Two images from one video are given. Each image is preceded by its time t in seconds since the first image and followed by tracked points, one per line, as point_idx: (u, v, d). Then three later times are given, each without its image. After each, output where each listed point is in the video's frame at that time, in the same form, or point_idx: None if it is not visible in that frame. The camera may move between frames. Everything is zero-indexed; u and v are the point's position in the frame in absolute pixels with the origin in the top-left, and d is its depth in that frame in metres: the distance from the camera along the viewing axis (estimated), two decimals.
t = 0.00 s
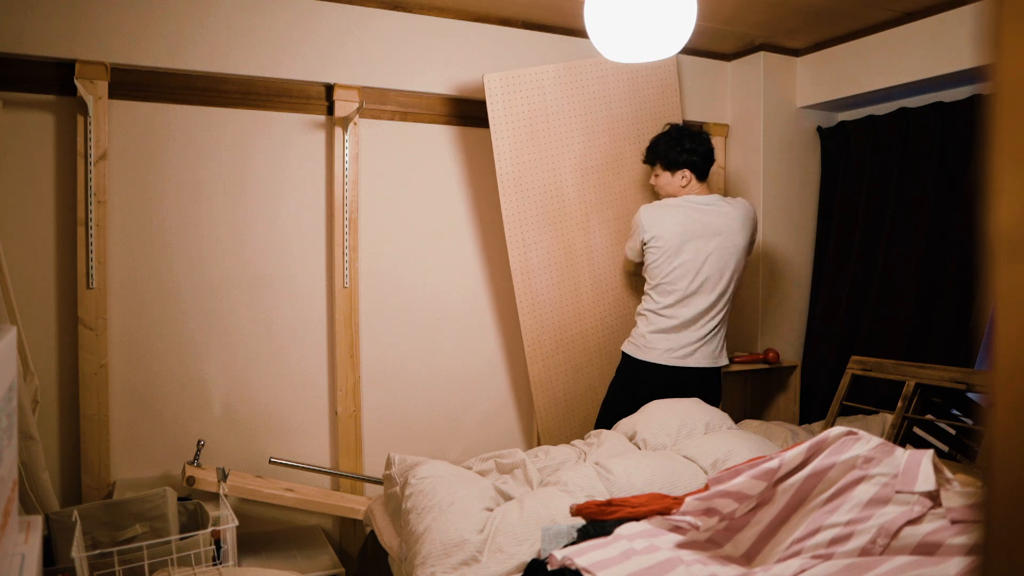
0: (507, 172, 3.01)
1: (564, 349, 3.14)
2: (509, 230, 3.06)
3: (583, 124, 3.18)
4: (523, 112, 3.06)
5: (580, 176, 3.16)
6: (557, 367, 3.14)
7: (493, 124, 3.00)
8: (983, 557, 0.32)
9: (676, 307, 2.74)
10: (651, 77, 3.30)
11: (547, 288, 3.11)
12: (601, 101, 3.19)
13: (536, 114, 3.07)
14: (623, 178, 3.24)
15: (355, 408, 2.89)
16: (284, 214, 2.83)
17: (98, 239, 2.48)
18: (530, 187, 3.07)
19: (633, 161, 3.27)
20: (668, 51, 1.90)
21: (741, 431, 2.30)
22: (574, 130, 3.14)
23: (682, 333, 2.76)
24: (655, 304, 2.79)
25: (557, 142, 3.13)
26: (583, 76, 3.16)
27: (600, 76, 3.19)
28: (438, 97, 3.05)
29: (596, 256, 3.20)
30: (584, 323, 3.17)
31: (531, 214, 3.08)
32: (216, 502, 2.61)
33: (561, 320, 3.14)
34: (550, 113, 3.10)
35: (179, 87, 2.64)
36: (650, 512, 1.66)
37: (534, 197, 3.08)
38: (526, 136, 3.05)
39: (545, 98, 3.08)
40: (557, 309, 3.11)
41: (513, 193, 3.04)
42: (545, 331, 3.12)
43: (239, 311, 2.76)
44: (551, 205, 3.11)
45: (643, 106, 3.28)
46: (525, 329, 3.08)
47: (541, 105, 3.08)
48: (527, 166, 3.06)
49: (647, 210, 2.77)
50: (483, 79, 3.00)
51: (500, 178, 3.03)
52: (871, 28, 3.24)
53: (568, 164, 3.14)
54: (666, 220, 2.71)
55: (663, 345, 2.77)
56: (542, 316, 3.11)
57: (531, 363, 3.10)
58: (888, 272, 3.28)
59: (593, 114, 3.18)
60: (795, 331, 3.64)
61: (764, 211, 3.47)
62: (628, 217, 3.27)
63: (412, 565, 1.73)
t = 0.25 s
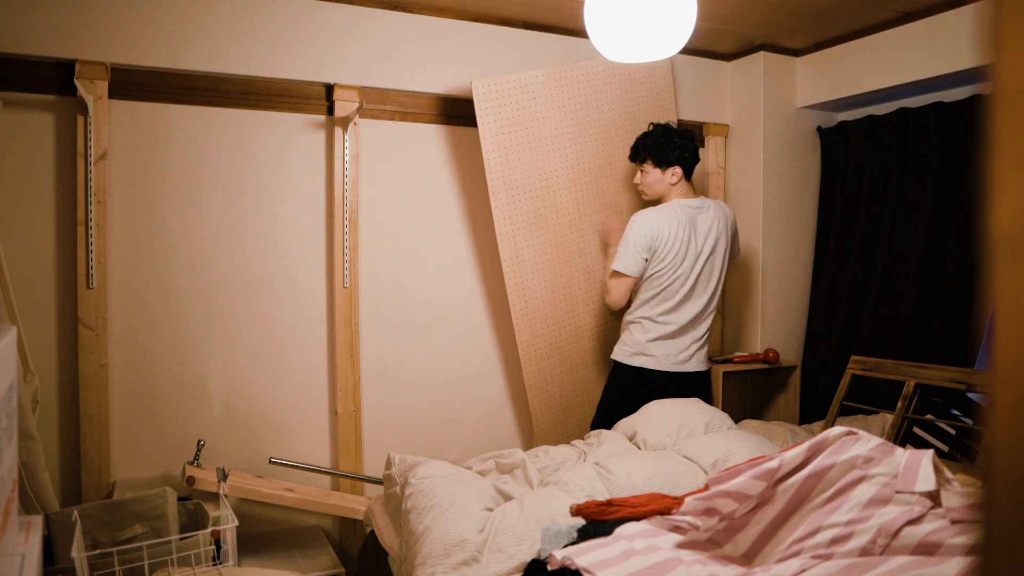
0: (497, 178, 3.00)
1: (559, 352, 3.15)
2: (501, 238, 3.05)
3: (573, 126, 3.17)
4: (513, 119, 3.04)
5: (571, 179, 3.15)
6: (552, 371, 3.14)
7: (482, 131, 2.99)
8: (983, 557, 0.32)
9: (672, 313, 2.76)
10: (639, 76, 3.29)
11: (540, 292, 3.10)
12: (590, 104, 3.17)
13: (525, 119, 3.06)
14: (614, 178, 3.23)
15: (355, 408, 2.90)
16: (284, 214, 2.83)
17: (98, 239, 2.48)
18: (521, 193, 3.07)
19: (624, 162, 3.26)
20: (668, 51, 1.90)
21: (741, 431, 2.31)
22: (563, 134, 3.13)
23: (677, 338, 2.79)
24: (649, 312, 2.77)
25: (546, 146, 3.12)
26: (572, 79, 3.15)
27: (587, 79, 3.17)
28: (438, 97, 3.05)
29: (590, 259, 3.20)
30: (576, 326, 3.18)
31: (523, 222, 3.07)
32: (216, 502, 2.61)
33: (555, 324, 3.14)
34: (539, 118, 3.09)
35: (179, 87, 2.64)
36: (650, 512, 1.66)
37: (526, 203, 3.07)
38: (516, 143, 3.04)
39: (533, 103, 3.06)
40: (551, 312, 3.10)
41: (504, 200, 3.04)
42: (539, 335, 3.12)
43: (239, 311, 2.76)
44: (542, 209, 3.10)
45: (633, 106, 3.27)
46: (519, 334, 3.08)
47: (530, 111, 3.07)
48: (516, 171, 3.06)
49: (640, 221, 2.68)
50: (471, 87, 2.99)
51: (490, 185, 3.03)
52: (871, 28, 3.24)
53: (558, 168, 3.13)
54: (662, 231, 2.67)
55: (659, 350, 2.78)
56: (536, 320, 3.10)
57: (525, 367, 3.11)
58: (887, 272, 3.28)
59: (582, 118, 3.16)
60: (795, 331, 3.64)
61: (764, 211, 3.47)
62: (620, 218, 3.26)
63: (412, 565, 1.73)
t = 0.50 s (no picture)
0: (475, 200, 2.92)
1: (546, 362, 3.10)
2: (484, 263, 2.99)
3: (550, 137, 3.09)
4: (487, 141, 2.96)
5: (551, 192, 3.08)
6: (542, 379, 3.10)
7: (455, 152, 2.91)
8: (982, 557, 0.32)
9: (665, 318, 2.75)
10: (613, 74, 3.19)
11: (524, 307, 3.05)
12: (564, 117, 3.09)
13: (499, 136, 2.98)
14: (596, 183, 3.15)
15: (355, 408, 2.90)
16: (284, 214, 2.83)
17: (98, 239, 2.48)
18: (502, 216, 2.99)
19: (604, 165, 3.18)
20: (668, 51, 1.90)
21: (741, 431, 2.31)
22: (540, 150, 3.06)
23: (669, 346, 2.79)
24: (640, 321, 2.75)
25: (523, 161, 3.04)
26: (544, 90, 3.06)
27: (559, 92, 3.09)
28: (438, 97, 3.05)
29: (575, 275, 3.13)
30: (564, 334, 3.13)
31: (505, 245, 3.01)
32: (216, 502, 2.61)
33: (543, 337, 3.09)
34: (513, 137, 3.01)
35: (179, 87, 2.64)
36: (650, 512, 1.66)
37: (506, 226, 3.00)
38: (491, 166, 2.97)
39: (505, 122, 2.99)
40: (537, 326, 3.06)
41: (484, 225, 2.97)
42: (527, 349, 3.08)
43: (239, 311, 2.76)
44: (524, 227, 3.03)
45: (610, 108, 3.18)
46: (506, 351, 3.04)
47: (503, 130, 2.99)
48: (494, 190, 2.98)
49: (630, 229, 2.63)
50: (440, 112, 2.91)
51: (469, 210, 2.95)
52: (871, 28, 3.24)
53: (537, 183, 3.05)
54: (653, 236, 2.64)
55: (656, 360, 2.77)
56: (523, 335, 3.06)
57: (514, 378, 3.07)
58: (887, 272, 3.28)
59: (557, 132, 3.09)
60: (795, 331, 3.64)
61: (764, 211, 3.47)
62: (604, 223, 3.18)
63: (412, 565, 1.73)
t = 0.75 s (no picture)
0: (444, 231, 2.92)
1: (529, 375, 3.09)
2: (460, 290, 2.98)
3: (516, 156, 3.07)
4: (451, 171, 2.95)
5: (522, 213, 3.06)
6: (531, 392, 3.09)
7: (419, 186, 2.90)
8: (983, 557, 0.32)
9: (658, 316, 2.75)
10: (574, 85, 3.14)
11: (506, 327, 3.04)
12: (527, 134, 3.06)
13: (462, 165, 2.96)
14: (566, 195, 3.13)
15: (355, 408, 2.90)
16: (284, 214, 2.83)
17: (98, 239, 2.48)
18: (474, 242, 2.99)
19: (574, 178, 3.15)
20: (668, 51, 1.90)
21: (741, 431, 2.31)
22: (506, 171, 3.04)
23: (665, 347, 2.80)
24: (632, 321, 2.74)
25: (490, 187, 3.03)
26: (505, 112, 3.03)
27: (520, 111, 3.06)
28: (438, 97, 3.05)
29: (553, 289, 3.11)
30: (547, 348, 3.11)
31: (479, 271, 3.00)
32: (216, 502, 2.61)
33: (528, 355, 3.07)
34: (478, 164, 2.99)
35: (179, 87, 2.64)
36: (650, 512, 1.66)
37: (479, 253, 2.99)
38: (457, 195, 2.95)
39: (468, 149, 2.96)
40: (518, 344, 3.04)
41: (456, 254, 2.96)
42: (512, 365, 3.06)
43: (238, 311, 2.76)
44: (496, 253, 3.02)
45: (575, 122, 3.14)
46: (493, 372, 3.02)
47: (467, 158, 2.97)
48: (462, 220, 2.97)
49: (614, 230, 2.62)
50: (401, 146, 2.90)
51: (438, 239, 2.94)
52: (871, 28, 3.24)
53: (507, 207, 3.04)
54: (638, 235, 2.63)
55: (654, 362, 2.76)
56: (508, 355, 3.05)
57: (501, 393, 3.06)
58: (887, 273, 3.28)
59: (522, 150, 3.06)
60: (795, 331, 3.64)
61: (763, 210, 3.47)
62: (578, 235, 3.17)
63: (412, 566, 1.73)
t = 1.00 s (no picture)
0: (428, 246, 2.94)
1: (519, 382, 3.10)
2: (448, 302, 3.00)
3: (500, 166, 3.07)
4: (434, 186, 2.96)
5: (507, 222, 3.07)
6: (523, 399, 3.12)
7: (402, 203, 2.92)
8: (982, 557, 0.32)
9: (650, 316, 2.74)
10: (555, 93, 3.14)
11: (494, 335, 3.06)
12: (508, 144, 3.07)
13: (445, 178, 2.98)
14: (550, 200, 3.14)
15: (355, 408, 2.90)
16: (284, 214, 2.83)
17: (98, 239, 2.48)
18: (459, 254, 3.00)
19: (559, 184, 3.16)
20: (668, 51, 1.91)
21: (741, 431, 2.31)
22: (489, 182, 3.05)
23: (660, 347, 2.79)
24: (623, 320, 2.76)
25: (473, 199, 3.04)
26: (486, 123, 3.03)
27: (501, 121, 3.06)
28: (438, 97, 3.04)
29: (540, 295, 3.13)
30: (536, 354, 3.13)
31: (465, 282, 3.01)
32: (216, 502, 2.61)
33: (518, 364, 3.10)
34: (460, 177, 3.00)
35: (179, 87, 2.64)
36: (650, 512, 1.66)
37: (464, 264, 3.01)
38: (440, 209, 2.97)
39: (449, 163, 2.98)
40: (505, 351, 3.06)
41: (441, 267, 2.98)
42: (501, 372, 3.08)
43: (238, 311, 2.76)
44: (482, 264, 3.04)
45: (557, 130, 3.14)
46: (483, 382, 3.05)
47: (449, 172, 2.98)
48: (446, 233, 2.99)
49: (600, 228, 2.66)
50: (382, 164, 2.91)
51: (423, 253, 2.96)
52: (871, 28, 3.24)
53: (492, 217, 3.05)
54: (624, 233, 2.65)
55: (648, 361, 2.76)
56: (498, 364, 3.07)
57: (492, 400, 3.08)
58: (887, 273, 3.28)
59: (504, 160, 3.07)
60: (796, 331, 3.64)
61: (763, 210, 3.47)
62: (564, 241, 3.18)
63: (412, 566, 1.73)
